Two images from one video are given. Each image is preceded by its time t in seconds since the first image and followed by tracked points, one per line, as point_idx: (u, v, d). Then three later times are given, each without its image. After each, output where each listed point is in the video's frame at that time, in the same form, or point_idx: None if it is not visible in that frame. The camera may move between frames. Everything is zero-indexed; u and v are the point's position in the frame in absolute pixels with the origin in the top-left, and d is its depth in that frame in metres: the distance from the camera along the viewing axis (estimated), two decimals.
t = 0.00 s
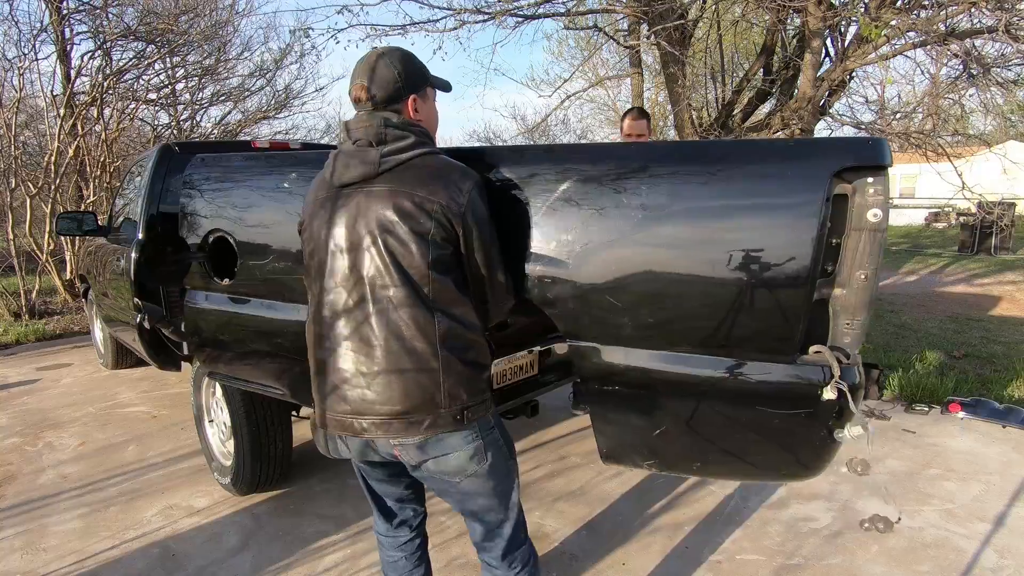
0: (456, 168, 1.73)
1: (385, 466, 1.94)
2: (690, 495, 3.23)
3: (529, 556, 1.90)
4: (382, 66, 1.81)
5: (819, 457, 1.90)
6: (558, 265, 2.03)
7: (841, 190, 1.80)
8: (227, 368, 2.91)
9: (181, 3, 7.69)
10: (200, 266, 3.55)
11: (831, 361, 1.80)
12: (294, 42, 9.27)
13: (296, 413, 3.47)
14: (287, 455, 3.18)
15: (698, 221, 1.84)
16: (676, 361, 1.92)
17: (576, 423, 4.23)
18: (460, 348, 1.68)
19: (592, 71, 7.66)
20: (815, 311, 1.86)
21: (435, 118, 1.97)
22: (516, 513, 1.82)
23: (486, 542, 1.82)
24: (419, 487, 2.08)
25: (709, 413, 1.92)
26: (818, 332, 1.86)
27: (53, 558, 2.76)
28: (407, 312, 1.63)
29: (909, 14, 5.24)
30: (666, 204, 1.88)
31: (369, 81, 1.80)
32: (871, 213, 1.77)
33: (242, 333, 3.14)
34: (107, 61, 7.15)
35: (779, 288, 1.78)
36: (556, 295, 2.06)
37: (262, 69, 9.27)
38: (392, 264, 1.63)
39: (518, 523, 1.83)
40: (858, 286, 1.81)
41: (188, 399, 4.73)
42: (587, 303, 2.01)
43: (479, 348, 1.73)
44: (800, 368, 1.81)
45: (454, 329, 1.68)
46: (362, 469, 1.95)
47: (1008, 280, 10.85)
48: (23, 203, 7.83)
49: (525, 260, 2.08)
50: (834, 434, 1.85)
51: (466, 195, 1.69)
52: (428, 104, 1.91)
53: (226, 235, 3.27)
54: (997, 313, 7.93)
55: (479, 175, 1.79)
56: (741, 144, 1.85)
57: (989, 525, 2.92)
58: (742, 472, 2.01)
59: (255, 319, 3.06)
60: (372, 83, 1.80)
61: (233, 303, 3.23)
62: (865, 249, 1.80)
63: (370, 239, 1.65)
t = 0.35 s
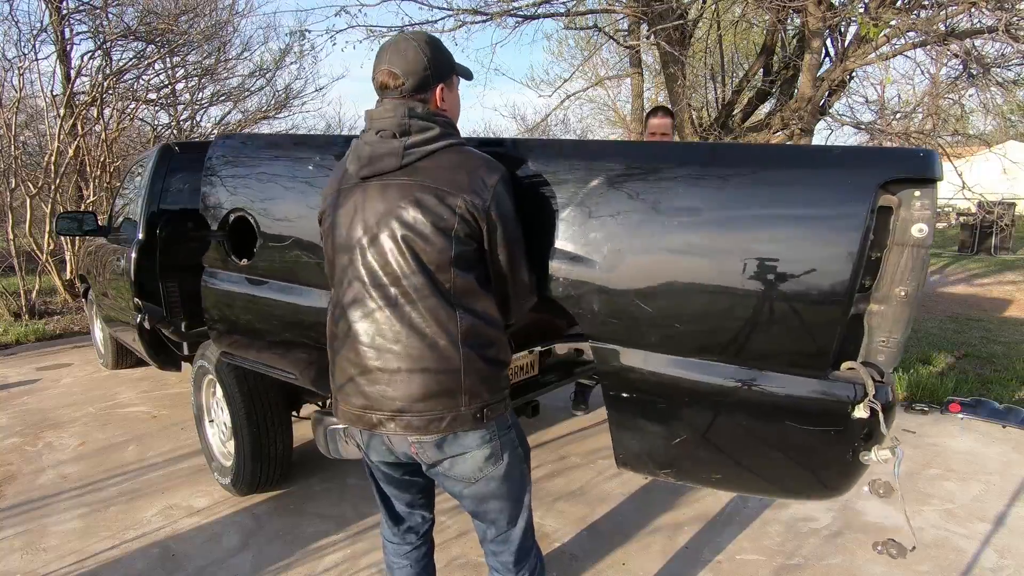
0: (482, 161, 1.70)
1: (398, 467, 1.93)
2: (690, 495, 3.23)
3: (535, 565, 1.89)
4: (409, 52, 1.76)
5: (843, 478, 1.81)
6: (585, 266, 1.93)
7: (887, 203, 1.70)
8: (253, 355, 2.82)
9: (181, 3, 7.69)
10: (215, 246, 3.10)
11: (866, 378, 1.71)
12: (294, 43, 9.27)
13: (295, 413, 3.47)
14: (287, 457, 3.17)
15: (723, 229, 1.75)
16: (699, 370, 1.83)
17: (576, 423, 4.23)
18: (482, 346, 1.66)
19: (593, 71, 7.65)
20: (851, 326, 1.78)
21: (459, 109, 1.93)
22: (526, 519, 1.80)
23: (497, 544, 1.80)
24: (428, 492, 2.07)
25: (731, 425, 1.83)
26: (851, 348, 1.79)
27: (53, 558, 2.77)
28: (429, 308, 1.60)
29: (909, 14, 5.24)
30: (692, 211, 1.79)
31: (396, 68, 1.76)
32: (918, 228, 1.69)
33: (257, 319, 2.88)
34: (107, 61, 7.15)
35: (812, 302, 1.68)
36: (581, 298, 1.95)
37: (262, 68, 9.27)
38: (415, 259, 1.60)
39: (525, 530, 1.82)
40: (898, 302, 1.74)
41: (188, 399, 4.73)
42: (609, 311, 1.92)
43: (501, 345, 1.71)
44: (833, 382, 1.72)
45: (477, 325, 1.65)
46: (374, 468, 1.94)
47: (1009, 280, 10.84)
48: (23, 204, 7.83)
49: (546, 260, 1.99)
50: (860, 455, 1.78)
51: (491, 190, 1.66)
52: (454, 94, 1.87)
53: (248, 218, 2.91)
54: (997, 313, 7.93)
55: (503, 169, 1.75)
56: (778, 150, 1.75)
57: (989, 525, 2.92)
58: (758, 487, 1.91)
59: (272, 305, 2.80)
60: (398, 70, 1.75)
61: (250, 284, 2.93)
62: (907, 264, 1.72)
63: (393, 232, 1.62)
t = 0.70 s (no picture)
0: (534, 159, 1.65)
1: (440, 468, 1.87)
2: (690, 495, 3.23)
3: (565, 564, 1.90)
4: (457, 46, 1.69)
5: (887, 484, 1.73)
6: (632, 266, 1.82)
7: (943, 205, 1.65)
8: (257, 352, 2.83)
9: (181, 3, 7.69)
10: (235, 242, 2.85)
11: (926, 382, 1.64)
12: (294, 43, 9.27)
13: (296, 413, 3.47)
14: (287, 458, 3.16)
15: (726, 233, 1.72)
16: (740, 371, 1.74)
17: (578, 423, 4.23)
18: (534, 350, 1.65)
19: (593, 71, 7.65)
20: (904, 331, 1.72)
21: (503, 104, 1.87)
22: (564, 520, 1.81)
23: (532, 539, 1.81)
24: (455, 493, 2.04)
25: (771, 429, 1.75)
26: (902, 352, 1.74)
27: (53, 558, 2.77)
28: (484, 311, 1.58)
29: (908, 14, 5.25)
30: (696, 216, 1.77)
31: (443, 62, 1.69)
32: (974, 231, 1.63)
33: (273, 319, 2.69)
34: (107, 61, 7.15)
35: (876, 309, 1.61)
36: (628, 298, 1.83)
37: (262, 68, 9.26)
38: (468, 263, 1.57)
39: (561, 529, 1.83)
40: (952, 307, 1.69)
41: (188, 399, 4.73)
42: (652, 312, 1.81)
43: (550, 347, 1.70)
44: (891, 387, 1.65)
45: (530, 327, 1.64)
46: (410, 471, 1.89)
47: (1009, 280, 10.84)
48: (23, 204, 7.84)
49: (587, 260, 1.90)
50: (911, 459, 1.67)
51: (543, 190, 1.62)
52: (499, 89, 1.80)
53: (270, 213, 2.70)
54: (996, 313, 7.93)
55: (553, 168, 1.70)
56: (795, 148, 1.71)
57: (989, 525, 2.92)
58: (791, 493, 1.86)
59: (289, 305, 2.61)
60: (447, 64, 1.68)
61: (267, 281, 2.73)
62: (962, 267, 1.67)
63: (445, 234, 1.58)
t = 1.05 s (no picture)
0: (587, 162, 1.61)
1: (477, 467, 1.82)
2: (690, 495, 3.23)
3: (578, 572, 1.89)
4: (510, 45, 1.64)
5: (949, 497, 1.66)
6: (677, 269, 1.76)
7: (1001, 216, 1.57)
8: (253, 353, 2.86)
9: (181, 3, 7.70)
10: (251, 244, 2.75)
11: (986, 397, 1.57)
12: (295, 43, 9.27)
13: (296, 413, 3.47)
14: (286, 458, 3.16)
15: (746, 233, 1.70)
16: (802, 384, 1.67)
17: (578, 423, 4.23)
18: (581, 357, 1.61)
19: (593, 71, 7.65)
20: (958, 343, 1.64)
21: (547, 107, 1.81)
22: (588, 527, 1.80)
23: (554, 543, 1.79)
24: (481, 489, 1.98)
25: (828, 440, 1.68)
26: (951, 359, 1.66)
27: (53, 558, 2.77)
28: (535, 316, 1.55)
29: (908, 14, 5.25)
30: (673, 216, 1.79)
31: (497, 60, 1.63)
32: None
33: (287, 322, 2.64)
34: (107, 61, 7.15)
35: (892, 317, 1.58)
36: (676, 308, 1.76)
37: (262, 68, 9.27)
38: (521, 265, 1.54)
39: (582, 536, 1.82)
40: (1004, 320, 1.59)
41: (188, 399, 4.73)
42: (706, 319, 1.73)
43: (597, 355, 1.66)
44: (950, 400, 1.59)
45: (580, 334, 1.60)
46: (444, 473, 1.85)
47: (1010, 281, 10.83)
48: (23, 204, 7.84)
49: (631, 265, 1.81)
50: (964, 473, 1.63)
51: (597, 194, 1.58)
52: (547, 91, 1.75)
53: (289, 214, 2.62)
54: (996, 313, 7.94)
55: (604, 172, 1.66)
56: (790, 152, 1.73)
57: (989, 525, 2.92)
58: (843, 504, 1.77)
59: (309, 308, 2.55)
60: (501, 62, 1.63)
61: (282, 285, 2.66)
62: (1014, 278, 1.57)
63: (496, 234, 1.54)
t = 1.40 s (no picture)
0: (632, 164, 1.48)
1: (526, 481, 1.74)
2: (690, 495, 3.23)
3: None
4: (551, 44, 1.52)
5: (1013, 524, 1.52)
6: (723, 277, 1.68)
7: None
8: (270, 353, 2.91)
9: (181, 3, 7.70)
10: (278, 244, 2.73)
11: None
12: (294, 43, 9.27)
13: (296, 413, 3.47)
14: (286, 459, 3.15)
15: (795, 240, 1.62)
16: (847, 398, 1.59)
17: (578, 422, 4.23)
18: (624, 372, 1.49)
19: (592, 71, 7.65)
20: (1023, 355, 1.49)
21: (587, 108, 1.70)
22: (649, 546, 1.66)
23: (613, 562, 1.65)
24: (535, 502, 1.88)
25: (852, 455, 1.61)
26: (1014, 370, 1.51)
27: (53, 558, 2.77)
28: (574, 331, 1.41)
29: (908, 15, 5.26)
30: (694, 219, 1.74)
31: (537, 59, 1.51)
32: None
33: (312, 321, 2.65)
34: (107, 61, 7.16)
35: (944, 326, 1.48)
36: (716, 316, 1.69)
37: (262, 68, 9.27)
38: (563, 276, 1.40)
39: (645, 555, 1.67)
40: None
41: (188, 399, 4.73)
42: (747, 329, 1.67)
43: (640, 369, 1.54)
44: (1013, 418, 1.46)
45: (623, 349, 1.48)
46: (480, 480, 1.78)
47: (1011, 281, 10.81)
48: (23, 204, 7.84)
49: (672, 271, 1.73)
50: None
51: (644, 200, 1.45)
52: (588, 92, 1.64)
53: (317, 214, 2.61)
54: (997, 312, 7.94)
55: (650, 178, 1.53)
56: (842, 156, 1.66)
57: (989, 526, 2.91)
58: (889, 528, 1.67)
59: (332, 309, 2.56)
60: (540, 62, 1.51)
61: (308, 285, 2.66)
62: None
63: (535, 244, 1.42)
